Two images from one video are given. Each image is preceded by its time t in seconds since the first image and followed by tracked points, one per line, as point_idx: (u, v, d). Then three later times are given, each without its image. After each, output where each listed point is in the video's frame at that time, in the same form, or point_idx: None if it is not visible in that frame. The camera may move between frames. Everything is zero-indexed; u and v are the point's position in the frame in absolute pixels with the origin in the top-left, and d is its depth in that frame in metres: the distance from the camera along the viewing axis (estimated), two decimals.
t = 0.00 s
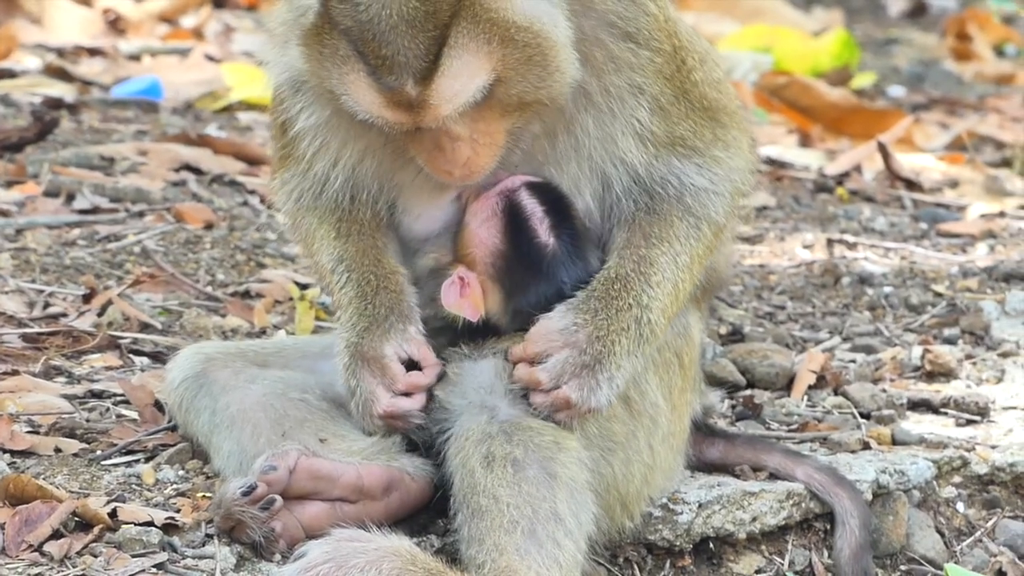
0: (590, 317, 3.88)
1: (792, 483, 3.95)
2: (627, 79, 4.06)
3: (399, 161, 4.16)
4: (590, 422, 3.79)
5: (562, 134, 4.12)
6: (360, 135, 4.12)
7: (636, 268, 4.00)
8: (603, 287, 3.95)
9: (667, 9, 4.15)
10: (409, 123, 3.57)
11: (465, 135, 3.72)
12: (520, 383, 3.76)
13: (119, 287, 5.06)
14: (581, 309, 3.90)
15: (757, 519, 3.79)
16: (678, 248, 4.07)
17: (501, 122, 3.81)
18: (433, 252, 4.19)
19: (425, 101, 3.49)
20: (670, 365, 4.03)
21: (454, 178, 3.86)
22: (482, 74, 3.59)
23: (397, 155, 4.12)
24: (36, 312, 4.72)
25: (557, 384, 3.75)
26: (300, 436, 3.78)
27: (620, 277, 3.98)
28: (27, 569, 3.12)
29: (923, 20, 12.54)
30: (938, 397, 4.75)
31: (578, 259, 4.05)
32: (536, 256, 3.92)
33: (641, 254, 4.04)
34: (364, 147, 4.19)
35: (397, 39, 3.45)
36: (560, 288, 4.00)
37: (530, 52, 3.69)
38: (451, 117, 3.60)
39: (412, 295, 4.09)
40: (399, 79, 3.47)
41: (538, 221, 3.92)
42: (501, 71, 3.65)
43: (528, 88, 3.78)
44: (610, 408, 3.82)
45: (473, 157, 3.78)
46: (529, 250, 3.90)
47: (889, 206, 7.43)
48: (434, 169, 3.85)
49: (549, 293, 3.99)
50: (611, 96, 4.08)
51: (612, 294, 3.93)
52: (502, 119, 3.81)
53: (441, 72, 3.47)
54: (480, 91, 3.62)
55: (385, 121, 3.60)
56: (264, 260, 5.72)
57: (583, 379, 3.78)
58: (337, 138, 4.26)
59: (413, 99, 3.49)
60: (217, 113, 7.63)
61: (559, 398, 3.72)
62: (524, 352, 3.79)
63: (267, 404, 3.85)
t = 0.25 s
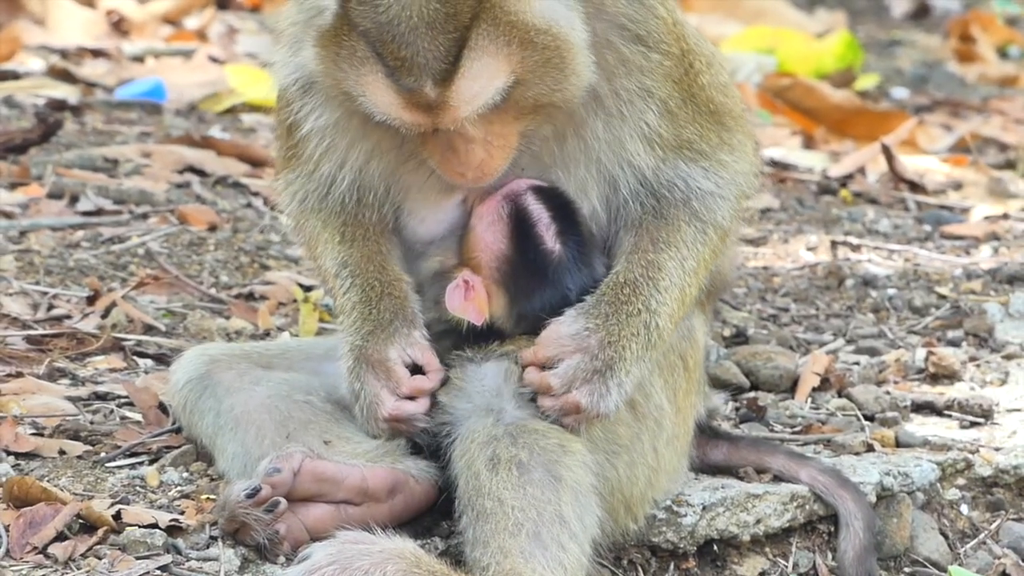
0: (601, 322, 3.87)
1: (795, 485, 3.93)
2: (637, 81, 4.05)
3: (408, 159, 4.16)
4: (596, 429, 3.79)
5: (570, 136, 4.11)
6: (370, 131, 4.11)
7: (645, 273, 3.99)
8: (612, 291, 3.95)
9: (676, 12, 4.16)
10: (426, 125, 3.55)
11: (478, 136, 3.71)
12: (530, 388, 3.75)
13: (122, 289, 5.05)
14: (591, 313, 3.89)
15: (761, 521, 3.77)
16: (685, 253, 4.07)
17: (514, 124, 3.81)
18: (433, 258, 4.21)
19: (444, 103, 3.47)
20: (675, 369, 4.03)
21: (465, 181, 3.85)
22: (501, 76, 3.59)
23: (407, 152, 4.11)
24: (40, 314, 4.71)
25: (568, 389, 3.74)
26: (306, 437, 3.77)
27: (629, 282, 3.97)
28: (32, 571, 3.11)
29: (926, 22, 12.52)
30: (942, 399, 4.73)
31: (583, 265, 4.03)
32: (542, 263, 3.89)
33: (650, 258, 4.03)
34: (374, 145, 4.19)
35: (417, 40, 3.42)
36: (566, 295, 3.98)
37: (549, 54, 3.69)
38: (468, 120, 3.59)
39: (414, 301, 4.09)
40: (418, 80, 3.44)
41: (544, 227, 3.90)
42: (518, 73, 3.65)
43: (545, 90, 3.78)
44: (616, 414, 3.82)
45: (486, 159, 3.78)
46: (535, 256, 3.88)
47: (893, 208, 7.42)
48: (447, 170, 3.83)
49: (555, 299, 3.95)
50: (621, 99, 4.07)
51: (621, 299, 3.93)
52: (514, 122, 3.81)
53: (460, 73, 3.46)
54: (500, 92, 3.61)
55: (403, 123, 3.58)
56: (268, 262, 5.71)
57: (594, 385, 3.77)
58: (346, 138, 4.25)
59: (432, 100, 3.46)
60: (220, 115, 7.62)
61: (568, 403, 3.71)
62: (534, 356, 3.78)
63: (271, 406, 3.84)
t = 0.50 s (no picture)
0: (607, 322, 3.88)
1: (797, 482, 3.94)
2: (642, 79, 4.06)
3: (414, 154, 4.16)
4: (601, 430, 3.79)
5: (571, 130, 4.10)
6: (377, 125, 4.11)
7: (649, 273, 4.00)
8: (617, 291, 3.95)
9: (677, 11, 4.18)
10: (447, 101, 3.54)
11: (493, 119, 3.70)
12: (535, 387, 3.75)
13: (125, 287, 5.06)
14: (595, 315, 3.89)
15: (763, 518, 3.78)
16: (689, 254, 4.08)
17: (527, 110, 3.81)
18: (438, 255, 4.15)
19: (464, 78, 3.48)
20: (677, 366, 4.03)
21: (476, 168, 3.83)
22: (523, 53, 3.60)
23: (412, 143, 4.12)
24: (42, 312, 4.72)
25: (574, 389, 3.73)
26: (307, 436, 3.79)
27: (634, 281, 3.98)
28: (34, 569, 3.12)
29: (929, 19, 12.51)
30: (944, 396, 4.73)
31: (585, 267, 4.04)
32: (546, 264, 3.90)
33: (656, 259, 4.04)
34: (380, 139, 4.19)
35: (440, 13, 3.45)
36: (569, 296, 3.98)
37: (567, 33, 3.72)
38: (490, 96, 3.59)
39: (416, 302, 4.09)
40: (439, 53, 3.45)
41: (548, 228, 3.91)
42: (538, 52, 3.67)
43: (560, 73, 3.79)
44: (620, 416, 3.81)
45: (497, 142, 3.76)
46: (538, 258, 3.89)
47: (895, 206, 7.42)
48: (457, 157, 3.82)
49: (557, 301, 3.95)
50: (625, 95, 4.07)
51: (626, 299, 3.93)
52: (527, 107, 3.81)
53: (483, 48, 3.47)
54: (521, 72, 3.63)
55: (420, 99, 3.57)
56: (270, 260, 5.71)
57: (600, 386, 3.76)
58: (351, 134, 4.26)
59: (452, 74, 3.46)
60: (222, 113, 7.63)
61: (575, 402, 3.71)
62: (540, 356, 3.79)
63: (274, 404, 3.85)
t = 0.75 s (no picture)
0: (602, 320, 3.81)
1: (803, 480, 3.93)
2: (645, 73, 3.96)
3: (422, 130, 4.03)
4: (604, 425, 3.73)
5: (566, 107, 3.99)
6: (401, 86, 3.96)
7: (644, 274, 3.92)
8: (611, 289, 3.88)
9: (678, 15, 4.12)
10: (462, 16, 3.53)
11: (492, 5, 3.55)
12: (536, 391, 3.65)
13: (130, 286, 5.06)
14: (592, 316, 3.81)
15: (769, 516, 3.77)
16: (684, 260, 4.00)
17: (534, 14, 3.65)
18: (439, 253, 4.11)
19: None
20: (680, 364, 3.97)
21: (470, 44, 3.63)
22: None
23: (431, 105, 3.98)
24: (47, 311, 4.72)
25: (573, 391, 3.64)
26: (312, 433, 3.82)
27: (629, 280, 3.91)
28: (39, 568, 3.11)
29: (934, 17, 12.48)
30: (949, 394, 4.72)
31: (590, 266, 3.97)
32: (549, 263, 3.88)
33: (652, 263, 3.95)
34: (392, 114, 4.02)
35: None
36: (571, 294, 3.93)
37: None
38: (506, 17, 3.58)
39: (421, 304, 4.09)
40: None
41: (552, 227, 3.87)
42: None
43: None
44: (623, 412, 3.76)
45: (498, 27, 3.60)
46: (541, 257, 3.87)
47: (900, 203, 7.40)
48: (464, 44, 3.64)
49: (561, 300, 3.91)
50: (621, 84, 3.95)
51: (621, 297, 3.86)
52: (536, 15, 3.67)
53: None
54: None
55: None
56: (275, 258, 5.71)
57: (599, 386, 3.69)
58: (358, 109, 4.04)
59: None
60: (227, 111, 7.62)
61: (575, 404, 3.62)
62: (541, 358, 3.68)
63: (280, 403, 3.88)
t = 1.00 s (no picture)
0: (539, 282, 3.66)
1: (813, 479, 3.91)
2: (626, 49, 3.90)
3: (410, 100, 3.99)
4: (579, 391, 3.69)
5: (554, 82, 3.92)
6: (390, 49, 3.94)
7: (603, 247, 3.77)
8: (556, 256, 3.73)
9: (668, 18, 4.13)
10: None
11: None
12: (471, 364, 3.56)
13: (139, 285, 5.06)
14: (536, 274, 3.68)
15: (778, 514, 3.76)
16: (652, 244, 3.82)
17: None
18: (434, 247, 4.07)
19: None
20: (685, 360, 3.94)
21: None
22: None
23: (421, 75, 3.95)
24: (56, 310, 4.72)
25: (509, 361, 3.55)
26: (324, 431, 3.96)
27: (581, 246, 3.76)
28: (50, 567, 3.09)
29: (943, 14, 12.44)
30: (959, 392, 4.70)
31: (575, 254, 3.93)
32: (536, 248, 3.83)
33: (610, 233, 3.80)
34: (380, 81, 3.98)
35: None
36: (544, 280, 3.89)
37: None
38: None
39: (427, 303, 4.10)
40: None
41: (540, 212, 3.82)
42: None
43: None
44: (572, 375, 3.68)
45: None
46: (530, 242, 3.83)
47: (910, 201, 7.38)
48: None
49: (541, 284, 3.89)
50: (604, 56, 3.89)
51: (566, 262, 3.71)
52: None
53: None
54: None
55: None
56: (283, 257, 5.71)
57: (531, 354, 3.58)
58: (347, 76, 3.98)
59: None
60: (236, 110, 7.63)
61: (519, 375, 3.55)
62: (479, 332, 3.60)
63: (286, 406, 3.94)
